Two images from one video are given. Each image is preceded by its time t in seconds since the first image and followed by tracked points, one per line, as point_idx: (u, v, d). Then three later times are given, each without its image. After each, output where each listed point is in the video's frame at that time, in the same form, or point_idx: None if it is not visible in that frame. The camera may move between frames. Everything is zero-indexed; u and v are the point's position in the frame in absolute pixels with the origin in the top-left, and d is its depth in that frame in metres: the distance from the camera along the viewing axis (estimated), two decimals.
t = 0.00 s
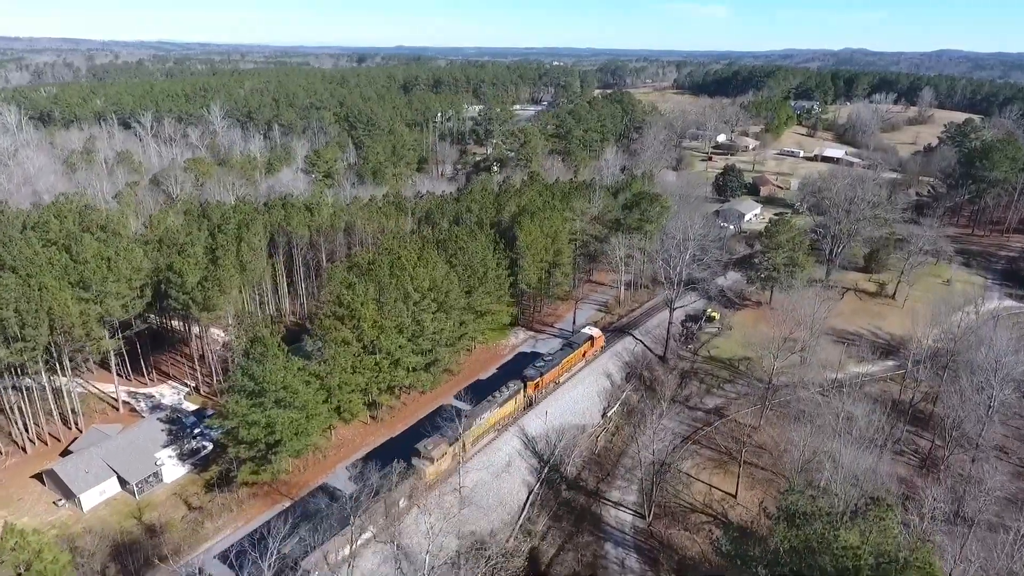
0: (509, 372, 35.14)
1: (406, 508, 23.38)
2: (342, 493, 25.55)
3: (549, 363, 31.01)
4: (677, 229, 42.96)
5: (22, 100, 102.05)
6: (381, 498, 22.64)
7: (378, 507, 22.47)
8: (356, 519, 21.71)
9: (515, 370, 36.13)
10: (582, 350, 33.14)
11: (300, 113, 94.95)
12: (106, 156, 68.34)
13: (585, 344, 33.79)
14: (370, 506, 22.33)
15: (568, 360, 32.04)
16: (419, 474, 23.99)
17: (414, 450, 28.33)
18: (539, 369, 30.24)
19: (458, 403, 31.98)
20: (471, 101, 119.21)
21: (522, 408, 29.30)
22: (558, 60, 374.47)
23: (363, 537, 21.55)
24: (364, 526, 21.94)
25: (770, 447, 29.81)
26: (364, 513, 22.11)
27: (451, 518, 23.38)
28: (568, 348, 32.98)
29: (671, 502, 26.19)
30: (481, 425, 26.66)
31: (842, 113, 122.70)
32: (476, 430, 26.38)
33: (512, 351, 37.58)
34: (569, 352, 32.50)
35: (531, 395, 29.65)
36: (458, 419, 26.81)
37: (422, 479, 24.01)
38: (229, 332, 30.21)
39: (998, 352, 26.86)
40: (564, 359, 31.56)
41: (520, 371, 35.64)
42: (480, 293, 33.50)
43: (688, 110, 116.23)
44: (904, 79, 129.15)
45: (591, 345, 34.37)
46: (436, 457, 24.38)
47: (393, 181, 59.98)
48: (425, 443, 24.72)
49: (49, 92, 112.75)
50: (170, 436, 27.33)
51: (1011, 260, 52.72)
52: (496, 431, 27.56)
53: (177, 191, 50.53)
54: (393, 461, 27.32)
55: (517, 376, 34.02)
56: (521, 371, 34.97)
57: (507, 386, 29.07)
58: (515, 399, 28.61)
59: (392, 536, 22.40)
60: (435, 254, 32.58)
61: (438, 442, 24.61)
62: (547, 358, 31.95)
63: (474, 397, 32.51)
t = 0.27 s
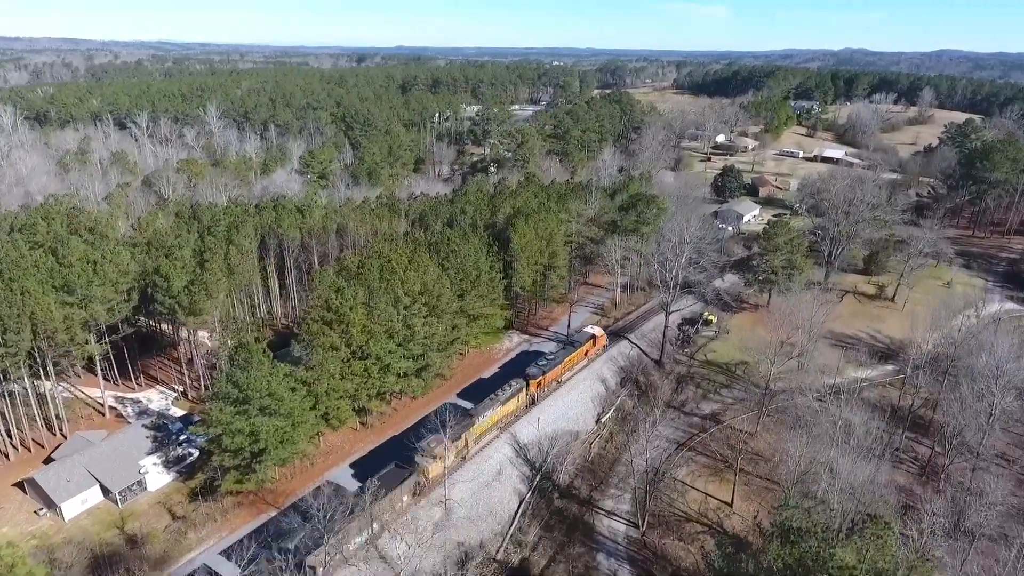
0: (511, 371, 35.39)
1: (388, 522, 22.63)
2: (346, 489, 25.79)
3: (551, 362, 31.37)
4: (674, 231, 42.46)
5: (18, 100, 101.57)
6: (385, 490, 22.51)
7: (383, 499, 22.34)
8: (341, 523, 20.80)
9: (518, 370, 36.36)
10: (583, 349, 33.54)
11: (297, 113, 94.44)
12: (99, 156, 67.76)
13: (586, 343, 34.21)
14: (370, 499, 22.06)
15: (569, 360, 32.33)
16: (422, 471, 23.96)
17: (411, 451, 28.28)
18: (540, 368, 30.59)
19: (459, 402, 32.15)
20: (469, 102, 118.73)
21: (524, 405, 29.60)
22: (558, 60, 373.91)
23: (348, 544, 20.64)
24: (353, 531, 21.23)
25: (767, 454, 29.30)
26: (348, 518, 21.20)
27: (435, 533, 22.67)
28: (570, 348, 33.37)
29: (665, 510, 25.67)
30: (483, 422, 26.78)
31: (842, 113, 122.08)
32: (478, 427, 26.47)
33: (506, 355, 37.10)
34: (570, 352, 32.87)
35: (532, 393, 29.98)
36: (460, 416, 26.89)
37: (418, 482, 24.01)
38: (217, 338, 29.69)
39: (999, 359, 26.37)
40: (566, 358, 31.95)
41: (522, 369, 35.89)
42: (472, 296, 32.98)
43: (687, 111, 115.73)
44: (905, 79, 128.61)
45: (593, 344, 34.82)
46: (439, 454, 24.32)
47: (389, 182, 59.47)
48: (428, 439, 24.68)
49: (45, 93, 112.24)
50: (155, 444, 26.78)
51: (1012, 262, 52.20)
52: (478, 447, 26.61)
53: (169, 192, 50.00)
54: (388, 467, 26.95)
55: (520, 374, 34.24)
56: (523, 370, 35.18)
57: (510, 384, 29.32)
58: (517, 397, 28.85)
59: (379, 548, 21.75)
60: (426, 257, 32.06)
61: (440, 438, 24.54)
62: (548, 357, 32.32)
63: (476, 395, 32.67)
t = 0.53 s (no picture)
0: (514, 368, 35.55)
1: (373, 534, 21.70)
2: (349, 487, 25.94)
3: (554, 360, 31.66)
4: (670, 233, 41.95)
5: (13, 100, 101.05)
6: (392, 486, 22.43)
7: (389, 495, 22.32)
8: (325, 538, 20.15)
9: (519, 368, 36.47)
10: (585, 347, 33.77)
11: (294, 114, 93.96)
12: (92, 157, 67.23)
13: (589, 341, 34.48)
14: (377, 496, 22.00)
15: (571, 358, 32.60)
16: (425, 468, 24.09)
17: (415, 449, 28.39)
18: (543, 366, 30.86)
19: (462, 400, 32.32)
20: (467, 102, 118.26)
21: (527, 403, 29.86)
22: (558, 60, 373.05)
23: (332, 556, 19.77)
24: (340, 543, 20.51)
25: (763, 461, 28.79)
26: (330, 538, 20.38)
27: (421, 548, 22.04)
28: (573, 346, 33.60)
29: (659, 520, 25.09)
30: (487, 420, 26.99)
31: (842, 113, 121.47)
32: (481, 425, 26.65)
33: (500, 359, 36.57)
34: (572, 350, 33.10)
35: (535, 391, 30.26)
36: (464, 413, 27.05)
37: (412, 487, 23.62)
38: (204, 343, 29.14)
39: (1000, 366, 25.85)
40: (569, 356, 32.21)
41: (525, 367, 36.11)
42: (464, 300, 32.42)
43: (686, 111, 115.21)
44: (905, 79, 128.09)
45: (595, 343, 35.09)
46: (443, 452, 24.47)
47: (384, 183, 58.96)
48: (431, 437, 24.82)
49: (42, 92, 111.77)
50: (140, 451, 26.24)
51: (1012, 264, 51.69)
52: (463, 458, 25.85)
53: (161, 194, 49.48)
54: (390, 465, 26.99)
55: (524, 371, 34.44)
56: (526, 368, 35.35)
57: (513, 382, 29.56)
58: (520, 395, 29.09)
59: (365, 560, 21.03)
60: (418, 260, 31.51)
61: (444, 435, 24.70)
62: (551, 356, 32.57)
63: (479, 393, 32.81)
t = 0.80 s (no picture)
0: (516, 368, 35.82)
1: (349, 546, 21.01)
2: (352, 483, 26.25)
3: (555, 359, 32.07)
4: (667, 236, 41.42)
5: (9, 101, 100.43)
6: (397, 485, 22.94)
7: (393, 494, 22.79)
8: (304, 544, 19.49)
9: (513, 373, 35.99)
10: (587, 346, 34.21)
11: (290, 114, 93.38)
12: (86, 158, 66.64)
13: (591, 341, 34.91)
14: (381, 495, 22.48)
15: (573, 358, 33.00)
16: (428, 465, 24.51)
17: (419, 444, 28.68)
18: (545, 365, 31.28)
19: (463, 400, 32.45)
20: (465, 103, 117.65)
21: (529, 401, 30.30)
22: (558, 60, 372.49)
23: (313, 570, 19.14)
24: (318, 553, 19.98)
25: (760, 469, 28.24)
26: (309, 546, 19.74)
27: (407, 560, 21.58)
28: (576, 344, 33.99)
29: (652, 530, 24.56)
30: (489, 419, 27.45)
31: (842, 114, 120.83)
32: (484, 423, 27.08)
33: (493, 364, 36.06)
34: (575, 348, 33.52)
35: (537, 390, 30.69)
36: (467, 412, 27.49)
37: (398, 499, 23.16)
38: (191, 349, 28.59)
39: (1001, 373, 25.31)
40: (571, 356, 32.61)
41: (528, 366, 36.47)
42: (456, 304, 31.92)
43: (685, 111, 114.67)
44: (906, 79, 127.49)
45: (597, 342, 35.49)
46: (446, 450, 24.90)
47: (379, 185, 58.41)
48: (434, 435, 25.27)
49: (37, 93, 111.18)
50: (124, 459, 25.68)
51: (1013, 266, 51.16)
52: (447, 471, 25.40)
53: (152, 196, 48.93)
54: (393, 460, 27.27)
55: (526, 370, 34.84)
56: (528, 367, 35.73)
57: (515, 381, 29.98)
58: (522, 393, 29.53)
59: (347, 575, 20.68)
60: (408, 264, 31.00)
61: (447, 434, 25.18)
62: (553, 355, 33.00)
63: (481, 391, 33.12)
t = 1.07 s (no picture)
0: (517, 367, 35.79)
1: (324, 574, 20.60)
2: (355, 481, 26.33)
3: (557, 358, 32.14)
4: (663, 238, 40.91)
5: (4, 101, 99.85)
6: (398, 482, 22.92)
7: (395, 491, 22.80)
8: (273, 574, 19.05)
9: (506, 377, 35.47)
10: (589, 345, 34.29)
11: (286, 115, 92.84)
12: (79, 158, 66.22)
13: (593, 339, 34.99)
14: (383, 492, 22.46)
15: (574, 356, 33.04)
16: (431, 462, 24.55)
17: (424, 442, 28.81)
18: (547, 363, 31.36)
19: (462, 400, 32.29)
20: (463, 103, 117.07)
21: (530, 400, 30.37)
22: (557, 60, 372.43)
23: None
24: None
25: (755, 476, 27.75)
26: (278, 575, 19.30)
27: None
28: (577, 343, 34.06)
29: (645, 540, 24.04)
30: (491, 416, 27.51)
31: (842, 114, 120.35)
32: (486, 421, 27.13)
33: (486, 368, 35.54)
34: (577, 347, 33.62)
35: (539, 388, 30.76)
36: (470, 409, 27.55)
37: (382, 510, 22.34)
38: (175, 354, 28.07)
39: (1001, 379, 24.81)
40: (572, 354, 32.65)
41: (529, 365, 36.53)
42: (448, 308, 31.40)
43: (684, 111, 114.15)
44: (905, 79, 127.00)
45: (599, 341, 35.61)
46: (449, 446, 24.92)
47: (374, 186, 57.91)
48: (438, 432, 25.31)
49: (33, 93, 110.61)
50: (106, 467, 25.16)
51: (1014, 268, 50.66)
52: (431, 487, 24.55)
53: (143, 197, 48.41)
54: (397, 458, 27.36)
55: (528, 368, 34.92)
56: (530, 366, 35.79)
57: (517, 379, 30.05)
58: (524, 391, 29.59)
59: None
60: (398, 267, 30.46)
61: (449, 431, 25.21)
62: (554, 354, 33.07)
63: (483, 390, 33.17)
